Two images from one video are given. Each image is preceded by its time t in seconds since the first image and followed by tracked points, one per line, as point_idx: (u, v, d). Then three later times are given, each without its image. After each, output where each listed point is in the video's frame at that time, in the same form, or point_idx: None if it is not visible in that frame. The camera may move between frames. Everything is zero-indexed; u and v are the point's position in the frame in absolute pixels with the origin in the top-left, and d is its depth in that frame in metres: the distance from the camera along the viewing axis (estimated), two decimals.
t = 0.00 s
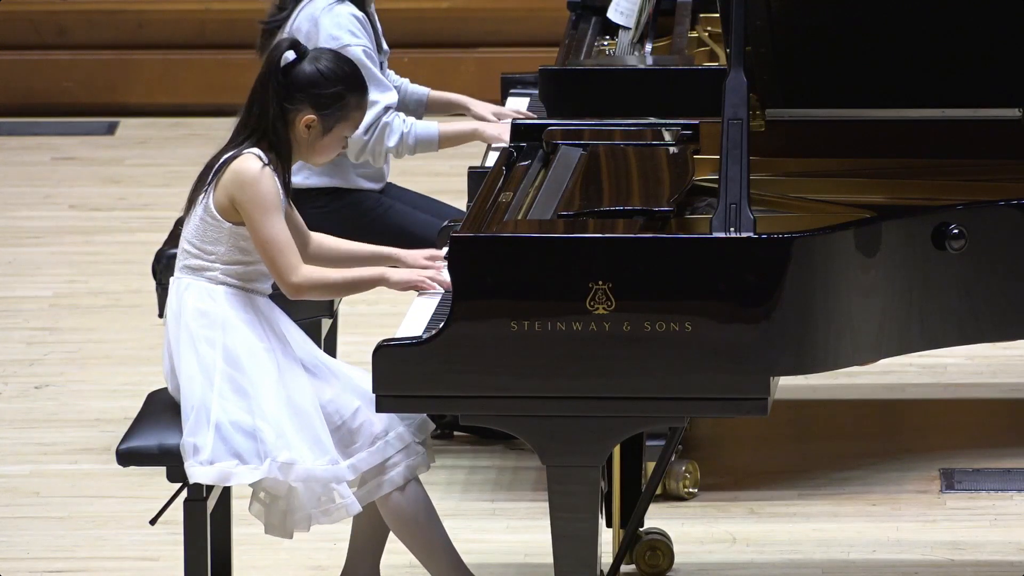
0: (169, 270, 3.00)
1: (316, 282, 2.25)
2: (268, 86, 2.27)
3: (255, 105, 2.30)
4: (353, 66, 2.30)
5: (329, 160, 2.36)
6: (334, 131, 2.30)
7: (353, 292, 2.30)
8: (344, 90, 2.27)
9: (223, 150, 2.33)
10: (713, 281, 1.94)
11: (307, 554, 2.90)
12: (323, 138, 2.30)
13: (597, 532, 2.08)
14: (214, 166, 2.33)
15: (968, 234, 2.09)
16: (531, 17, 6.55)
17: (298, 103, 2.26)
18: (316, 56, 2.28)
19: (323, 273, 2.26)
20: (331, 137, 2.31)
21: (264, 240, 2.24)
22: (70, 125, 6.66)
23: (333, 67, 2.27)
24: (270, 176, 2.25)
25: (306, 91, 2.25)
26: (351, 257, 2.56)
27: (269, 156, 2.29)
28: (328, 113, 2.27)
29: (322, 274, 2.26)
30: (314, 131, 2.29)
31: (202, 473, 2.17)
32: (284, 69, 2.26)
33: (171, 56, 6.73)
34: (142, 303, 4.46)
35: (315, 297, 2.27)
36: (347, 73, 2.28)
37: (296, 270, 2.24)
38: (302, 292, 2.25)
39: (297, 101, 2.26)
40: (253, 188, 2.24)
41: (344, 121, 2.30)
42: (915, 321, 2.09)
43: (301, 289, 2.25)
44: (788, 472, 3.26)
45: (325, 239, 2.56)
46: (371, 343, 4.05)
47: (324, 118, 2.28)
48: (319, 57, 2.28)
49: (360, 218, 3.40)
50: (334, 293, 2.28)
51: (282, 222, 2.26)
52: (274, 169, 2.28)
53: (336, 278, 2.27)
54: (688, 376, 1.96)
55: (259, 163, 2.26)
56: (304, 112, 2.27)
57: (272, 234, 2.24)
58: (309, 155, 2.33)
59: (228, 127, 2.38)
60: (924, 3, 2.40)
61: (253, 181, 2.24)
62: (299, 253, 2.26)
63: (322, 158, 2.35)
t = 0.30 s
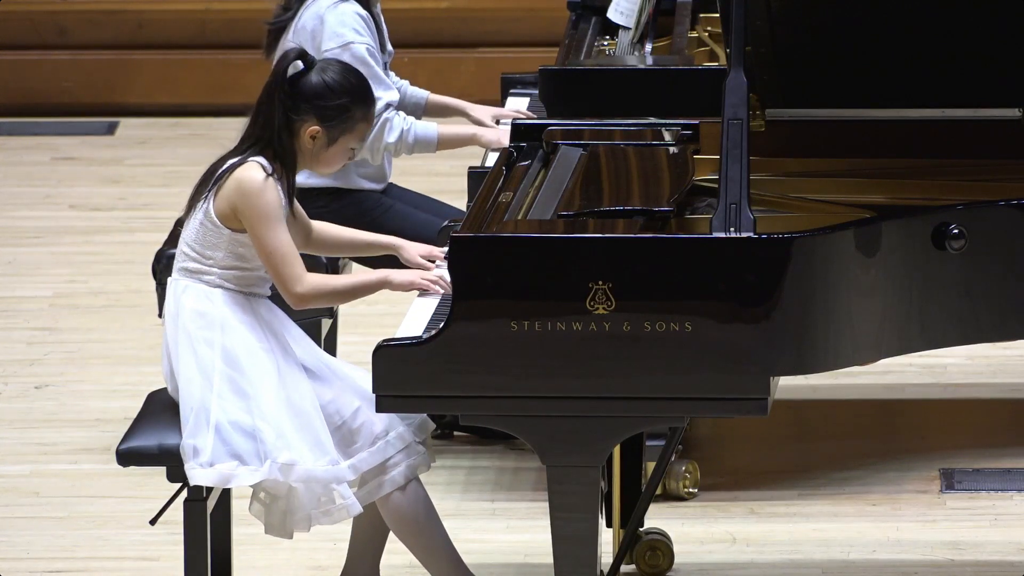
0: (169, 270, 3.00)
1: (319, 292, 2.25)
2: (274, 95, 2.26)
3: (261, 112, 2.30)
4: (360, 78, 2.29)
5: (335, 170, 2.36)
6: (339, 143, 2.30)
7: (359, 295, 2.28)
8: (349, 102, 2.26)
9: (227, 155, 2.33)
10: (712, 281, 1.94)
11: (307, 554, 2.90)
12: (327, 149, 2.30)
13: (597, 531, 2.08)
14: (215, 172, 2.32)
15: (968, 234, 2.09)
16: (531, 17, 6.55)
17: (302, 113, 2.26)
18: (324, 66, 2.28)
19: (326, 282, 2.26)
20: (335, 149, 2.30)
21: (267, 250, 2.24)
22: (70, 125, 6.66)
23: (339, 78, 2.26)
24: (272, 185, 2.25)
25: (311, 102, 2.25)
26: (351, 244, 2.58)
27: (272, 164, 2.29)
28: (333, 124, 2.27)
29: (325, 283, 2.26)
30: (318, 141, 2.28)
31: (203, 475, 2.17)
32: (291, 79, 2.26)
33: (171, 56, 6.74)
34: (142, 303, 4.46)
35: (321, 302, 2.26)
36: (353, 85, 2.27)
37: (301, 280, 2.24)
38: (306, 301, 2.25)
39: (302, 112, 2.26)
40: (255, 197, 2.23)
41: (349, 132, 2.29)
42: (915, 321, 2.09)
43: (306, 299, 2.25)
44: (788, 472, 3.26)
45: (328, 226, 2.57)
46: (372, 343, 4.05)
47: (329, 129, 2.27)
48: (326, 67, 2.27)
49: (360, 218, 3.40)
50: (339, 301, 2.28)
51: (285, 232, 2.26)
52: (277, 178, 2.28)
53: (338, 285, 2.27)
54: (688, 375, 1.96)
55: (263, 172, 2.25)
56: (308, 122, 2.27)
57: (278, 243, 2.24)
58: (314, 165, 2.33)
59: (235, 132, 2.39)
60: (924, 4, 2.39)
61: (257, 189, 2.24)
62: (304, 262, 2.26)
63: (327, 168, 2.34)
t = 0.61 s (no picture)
0: (169, 270, 3.00)
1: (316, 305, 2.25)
2: (282, 103, 2.25)
3: (269, 120, 2.29)
4: (369, 88, 2.28)
5: (342, 181, 2.34)
6: (345, 153, 2.28)
7: (353, 305, 2.28)
8: (357, 113, 2.25)
9: (235, 161, 2.32)
10: (712, 282, 1.94)
11: (307, 554, 2.90)
12: (334, 160, 2.28)
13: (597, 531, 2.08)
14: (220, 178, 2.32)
15: (968, 233, 2.09)
16: (531, 17, 6.55)
17: (310, 123, 2.25)
18: (334, 76, 2.26)
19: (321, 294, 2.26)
20: (342, 159, 2.29)
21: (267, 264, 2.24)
22: (70, 125, 6.66)
23: (349, 89, 2.25)
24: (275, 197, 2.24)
25: (319, 111, 2.24)
26: (366, 241, 2.60)
27: (278, 173, 2.28)
28: (340, 135, 2.25)
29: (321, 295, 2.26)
30: (325, 152, 2.27)
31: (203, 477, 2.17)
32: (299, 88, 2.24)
33: (171, 56, 6.73)
34: (142, 303, 4.46)
35: (318, 316, 2.26)
36: (362, 95, 2.25)
37: (298, 295, 2.25)
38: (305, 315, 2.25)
39: (310, 121, 2.24)
40: (256, 208, 2.23)
41: (356, 142, 2.27)
42: (915, 320, 2.09)
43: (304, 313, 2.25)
44: (788, 472, 3.26)
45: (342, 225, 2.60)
46: (372, 343, 4.05)
47: (335, 139, 2.26)
48: (335, 77, 2.26)
49: (361, 218, 3.40)
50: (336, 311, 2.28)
51: (286, 245, 2.25)
52: (281, 186, 2.27)
53: (332, 295, 2.27)
54: (688, 376, 1.96)
55: (267, 181, 2.24)
56: (315, 132, 2.25)
57: (277, 257, 2.23)
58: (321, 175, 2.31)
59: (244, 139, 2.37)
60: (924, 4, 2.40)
61: (258, 198, 2.23)
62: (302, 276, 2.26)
63: (334, 179, 2.33)
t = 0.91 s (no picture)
0: (169, 270, 3.00)
1: (318, 308, 2.26)
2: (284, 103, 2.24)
3: (271, 120, 2.28)
4: (372, 88, 2.27)
5: (344, 182, 2.33)
6: (347, 153, 2.27)
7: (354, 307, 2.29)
8: (359, 113, 2.24)
9: (235, 162, 2.31)
10: (712, 282, 1.94)
11: (307, 554, 2.90)
12: (335, 160, 2.28)
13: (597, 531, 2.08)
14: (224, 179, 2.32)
15: (968, 233, 2.09)
16: (531, 17, 6.55)
17: (311, 122, 2.24)
18: (337, 75, 2.25)
19: (324, 296, 2.26)
20: (343, 159, 2.28)
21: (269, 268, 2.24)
22: (70, 125, 6.66)
23: (351, 89, 2.24)
24: (275, 199, 2.24)
25: (320, 111, 2.23)
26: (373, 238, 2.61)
27: (278, 174, 2.27)
28: (341, 135, 2.25)
29: (323, 297, 2.26)
30: (326, 152, 2.26)
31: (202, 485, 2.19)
32: (302, 87, 2.24)
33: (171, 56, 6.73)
34: (142, 303, 4.46)
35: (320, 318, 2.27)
36: (364, 95, 2.25)
37: (298, 298, 2.25)
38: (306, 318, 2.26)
39: (311, 120, 2.24)
40: (257, 211, 2.22)
41: (357, 143, 2.27)
42: (915, 320, 2.09)
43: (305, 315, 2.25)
44: (788, 472, 3.26)
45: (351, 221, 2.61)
46: (372, 342, 4.05)
47: (337, 140, 2.25)
48: (338, 76, 2.25)
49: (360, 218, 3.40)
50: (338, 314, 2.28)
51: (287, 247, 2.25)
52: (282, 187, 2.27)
53: (333, 298, 2.27)
54: (688, 375, 1.96)
55: (269, 184, 2.24)
56: (317, 131, 2.24)
57: (279, 261, 2.23)
58: (322, 174, 2.31)
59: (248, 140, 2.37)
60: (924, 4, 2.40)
61: (258, 204, 2.22)
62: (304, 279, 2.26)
63: (336, 179, 2.32)
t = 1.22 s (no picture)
0: (169, 271, 3.00)
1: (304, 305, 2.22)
2: (277, 90, 2.25)
3: (265, 113, 2.28)
4: (363, 73, 2.27)
5: (340, 169, 2.32)
6: (340, 137, 2.26)
7: (343, 308, 2.25)
8: (350, 96, 2.23)
9: (233, 158, 2.32)
10: (712, 282, 1.94)
11: (307, 554, 2.90)
12: (328, 146, 2.27)
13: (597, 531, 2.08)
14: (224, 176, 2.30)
15: (968, 233, 2.09)
16: (530, 17, 6.55)
17: (302, 108, 2.24)
18: (329, 61, 2.26)
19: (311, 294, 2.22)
20: (337, 144, 2.27)
21: (259, 262, 2.22)
22: (71, 125, 6.66)
23: (341, 73, 2.24)
24: (274, 198, 2.23)
25: (311, 96, 2.22)
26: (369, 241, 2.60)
27: (274, 165, 2.26)
28: (333, 119, 2.24)
29: (310, 295, 2.22)
30: (319, 137, 2.26)
31: (203, 490, 2.21)
32: (293, 74, 2.24)
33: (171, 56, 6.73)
34: (142, 303, 4.46)
35: (307, 318, 2.23)
36: (355, 79, 2.24)
37: (285, 295, 2.22)
38: (291, 316, 2.23)
39: (303, 106, 2.23)
40: (254, 208, 2.22)
41: (350, 127, 2.26)
42: (915, 320, 2.09)
43: (290, 313, 2.22)
44: (788, 472, 3.26)
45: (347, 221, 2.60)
46: (372, 343, 4.05)
47: (330, 125, 2.24)
48: (329, 62, 2.25)
49: (360, 218, 3.40)
50: (321, 314, 2.24)
51: (281, 245, 2.24)
52: (278, 177, 2.26)
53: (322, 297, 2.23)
54: (688, 376, 1.96)
55: (263, 176, 2.24)
56: (308, 117, 2.24)
57: (267, 256, 2.22)
58: (318, 162, 2.30)
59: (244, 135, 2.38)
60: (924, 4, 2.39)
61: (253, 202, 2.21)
62: (292, 275, 2.23)
63: (332, 166, 2.31)
